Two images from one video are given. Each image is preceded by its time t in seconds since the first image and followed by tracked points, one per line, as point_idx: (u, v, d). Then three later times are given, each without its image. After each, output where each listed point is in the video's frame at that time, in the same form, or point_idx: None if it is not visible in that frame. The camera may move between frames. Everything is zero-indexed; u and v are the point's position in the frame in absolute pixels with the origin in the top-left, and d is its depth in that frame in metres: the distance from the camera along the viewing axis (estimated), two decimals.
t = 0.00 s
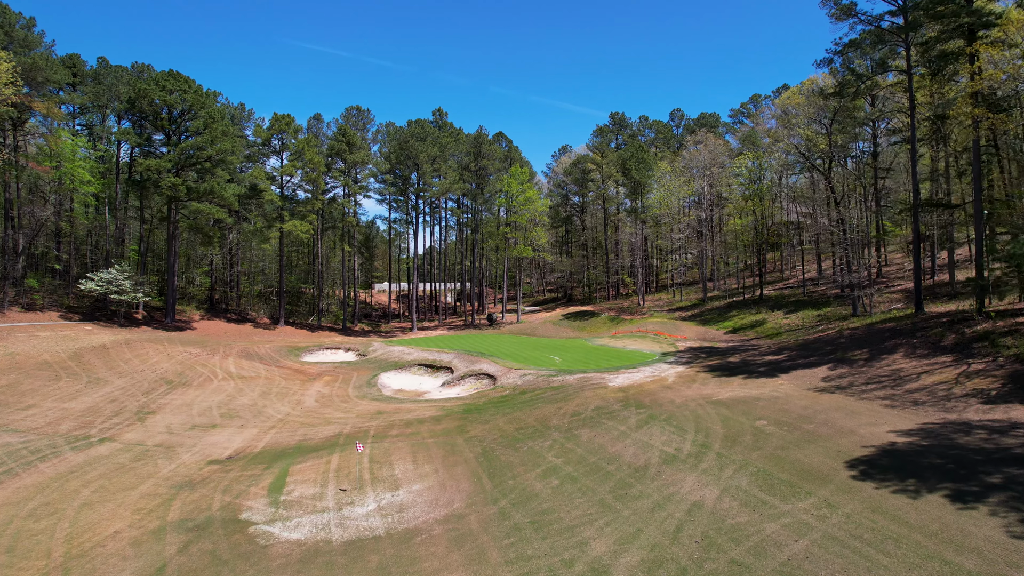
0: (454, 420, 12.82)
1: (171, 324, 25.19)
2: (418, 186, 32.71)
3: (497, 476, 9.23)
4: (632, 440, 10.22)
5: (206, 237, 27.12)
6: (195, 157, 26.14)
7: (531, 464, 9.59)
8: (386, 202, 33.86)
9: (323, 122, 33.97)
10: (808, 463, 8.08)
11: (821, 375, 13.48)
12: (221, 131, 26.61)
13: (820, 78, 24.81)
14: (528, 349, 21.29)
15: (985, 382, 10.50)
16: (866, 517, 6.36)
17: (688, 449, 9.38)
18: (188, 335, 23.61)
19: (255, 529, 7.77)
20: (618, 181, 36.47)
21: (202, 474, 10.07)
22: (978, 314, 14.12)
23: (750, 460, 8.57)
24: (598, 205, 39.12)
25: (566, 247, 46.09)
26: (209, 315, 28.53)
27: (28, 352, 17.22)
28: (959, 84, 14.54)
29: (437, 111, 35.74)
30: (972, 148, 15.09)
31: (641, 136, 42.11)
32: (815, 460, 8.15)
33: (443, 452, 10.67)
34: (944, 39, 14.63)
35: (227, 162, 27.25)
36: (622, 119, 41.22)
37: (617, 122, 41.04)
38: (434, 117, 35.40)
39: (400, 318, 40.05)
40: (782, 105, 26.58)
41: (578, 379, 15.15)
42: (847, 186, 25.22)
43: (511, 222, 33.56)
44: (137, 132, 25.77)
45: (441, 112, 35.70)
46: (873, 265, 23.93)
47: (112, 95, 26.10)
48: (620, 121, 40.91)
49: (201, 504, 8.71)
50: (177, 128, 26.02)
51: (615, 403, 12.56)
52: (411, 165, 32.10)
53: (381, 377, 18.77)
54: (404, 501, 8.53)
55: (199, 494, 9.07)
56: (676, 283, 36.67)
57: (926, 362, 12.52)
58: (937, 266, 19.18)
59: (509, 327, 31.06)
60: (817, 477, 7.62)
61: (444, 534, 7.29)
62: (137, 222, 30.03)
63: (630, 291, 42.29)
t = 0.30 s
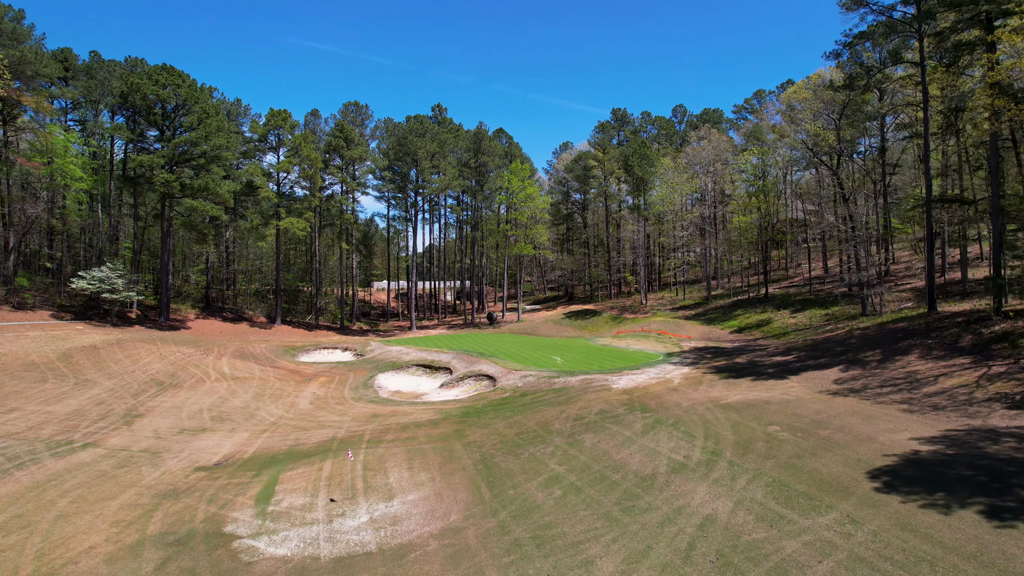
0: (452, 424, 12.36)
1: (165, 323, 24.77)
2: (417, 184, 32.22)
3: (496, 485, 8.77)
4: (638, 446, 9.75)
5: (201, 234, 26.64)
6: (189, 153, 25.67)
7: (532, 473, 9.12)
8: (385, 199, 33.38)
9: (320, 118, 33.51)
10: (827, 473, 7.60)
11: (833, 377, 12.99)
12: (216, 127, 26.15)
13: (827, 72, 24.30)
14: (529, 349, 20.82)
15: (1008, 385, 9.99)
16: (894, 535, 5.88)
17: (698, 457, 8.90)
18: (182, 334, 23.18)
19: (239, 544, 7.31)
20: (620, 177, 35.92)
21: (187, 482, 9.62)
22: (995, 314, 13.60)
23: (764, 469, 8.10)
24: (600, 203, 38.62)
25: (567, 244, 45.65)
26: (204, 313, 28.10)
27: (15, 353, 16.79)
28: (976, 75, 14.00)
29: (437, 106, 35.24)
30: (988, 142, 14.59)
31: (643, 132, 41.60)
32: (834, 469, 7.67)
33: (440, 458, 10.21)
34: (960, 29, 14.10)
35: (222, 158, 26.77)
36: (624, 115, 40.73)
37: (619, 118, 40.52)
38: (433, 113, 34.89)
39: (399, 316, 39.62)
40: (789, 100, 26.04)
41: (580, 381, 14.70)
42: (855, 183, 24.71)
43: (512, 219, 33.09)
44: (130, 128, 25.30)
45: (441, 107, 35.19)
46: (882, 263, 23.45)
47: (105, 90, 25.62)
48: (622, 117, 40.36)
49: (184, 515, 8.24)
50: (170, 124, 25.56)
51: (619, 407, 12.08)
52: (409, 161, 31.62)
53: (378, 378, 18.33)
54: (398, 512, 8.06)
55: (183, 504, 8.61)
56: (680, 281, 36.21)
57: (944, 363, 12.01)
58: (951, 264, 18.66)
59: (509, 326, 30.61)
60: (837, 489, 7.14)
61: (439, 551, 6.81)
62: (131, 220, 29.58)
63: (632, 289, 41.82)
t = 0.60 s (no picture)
0: (450, 428, 11.88)
1: (159, 322, 24.31)
2: (416, 180, 31.72)
3: (495, 495, 8.30)
4: (645, 454, 9.26)
5: (195, 232, 26.14)
6: (182, 149, 25.16)
7: (533, 482, 8.64)
8: (383, 196, 32.87)
9: (317, 114, 32.98)
10: (848, 484, 7.11)
11: (846, 380, 12.49)
12: (210, 122, 25.65)
13: (834, 65, 23.75)
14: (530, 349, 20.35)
15: None
16: (928, 557, 5.39)
17: (709, 467, 8.41)
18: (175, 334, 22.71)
19: (221, 561, 6.83)
20: (622, 174, 35.38)
21: (171, 491, 9.16)
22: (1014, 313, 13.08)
23: (780, 479, 7.62)
24: (601, 200, 38.11)
25: (568, 242, 45.19)
26: (200, 312, 27.63)
27: (2, 353, 16.34)
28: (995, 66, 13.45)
29: (437, 102, 34.70)
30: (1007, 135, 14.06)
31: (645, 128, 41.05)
32: (855, 480, 7.19)
33: (436, 466, 9.73)
34: (979, 18, 13.55)
35: (216, 154, 26.25)
36: (626, 111, 40.19)
37: (621, 113, 39.98)
38: (433, 108, 34.35)
39: (398, 315, 39.16)
40: (795, 94, 25.50)
41: (583, 383, 14.21)
42: (863, 179, 24.18)
43: (512, 217, 32.61)
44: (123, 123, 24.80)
45: (441, 103, 34.66)
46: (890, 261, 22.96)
47: (97, 84, 25.09)
48: (624, 113, 39.77)
49: (164, 527, 7.77)
50: (164, 120, 25.05)
51: (624, 410, 11.60)
52: (408, 157, 31.11)
53: (375, 379, 17.87)
54: (391, 526, 7.59)
55: (163, 515, 8.14)
56: (683, 279, 35.71)
57: (962, 365, 11.50)
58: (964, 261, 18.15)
59: (510, 325, 30.14)
60: (861, 503, 6.65)
61: (434, 570, 6.33)
62: (125, 217, 29.08)
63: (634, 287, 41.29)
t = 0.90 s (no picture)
0: (447, 433, 11.40)
1: (152, 322, 23.84)
2: (414, 177, 31.23)
3: (494, 507, 7.83)
4: (652, 462, 8.79)
5: (189, 229, 25.67)
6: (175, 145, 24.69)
7: (533, 493, 8.16)
8: (381, 194, 32.39)
9: (314, 109, 32.49)
10: (872, 498, 6.63)
11: (859, 383, 12.02)
12: (204, 117, 25.16)
13: (841, 59, 23.23)
14: (531, 349, 19.86)
15: None
16: None
17: (721, 478, 7.92)
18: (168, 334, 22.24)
19: None
20: (624, 171, 34.89)
21: (152, 501, 8.68)
22: None
23: (797, 491, 7.15)
24: (603, 197, 37.60)
25: (569, 240, 44.76)
26: (195, 311, 27.20)
27: None
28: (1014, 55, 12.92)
29: (436, 97, 34.18)
30: None
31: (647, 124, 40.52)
32: (878, 493, 6.72)
33: (432, 474, 9.27)
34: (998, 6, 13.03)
35: (210, 150, 25.73)
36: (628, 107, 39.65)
37: (623, 109, 39.46)
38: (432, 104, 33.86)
39: (397, 314, 38.70)
40: (801, 89, 24.99)
41: (585, 385, 13.74)
42: (871, 175, 23.66)
43: (512, 214, 32.16)
44: (115, 119, 24.33)
45: (440, 98, 34.15)
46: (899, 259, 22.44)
47: (88, 79, 24.59)
48: (626, 109, 39.23)
49: (141, 542, 7.29)
50: (156, 115, 24.56)
51: (628, 415, 11.13)
52: (406, 154, 30.61)
53: (372, 380, 17.43)
54: (384, 541, 7.13)
55: (142, 528, 7.68)
56: (685, 277, 35.21)
57: (982, 368, 11.01)
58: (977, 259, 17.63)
59: (510, 324, 29.65)
60: (887, 519, 6.17)
61: None
62: (118, 215, 28.58)
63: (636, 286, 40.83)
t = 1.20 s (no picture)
0: (444, 439, 10.95)
1: (145, 321, 23.38)
2: (413, 174, 30.72)
3: (492, 521, 7.37)
4: (659, 471, 8.32)
5: (182, 227, 25.18)
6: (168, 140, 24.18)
7: (534, 506, 7.69)
8: (380, 191, 31.90)
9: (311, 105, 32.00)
10: (898, 514, 6.16)
11: (873, 386, 11.54)
12: (198, 113, 24.67)
13: (849, 52, 22.70)
14: (531, 349, 19.39)
15: None
16: None
17: (734, 489, 7.46)
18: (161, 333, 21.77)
19: None
20: (626, 168, 34.39)
21: (132, 512, 8.23)
22: None
23: (816, 505, 6.67)
24: (604, 194, 37.09)
25: (570, 238, 44.33)
26: (190, 310, 26.74)
27: None
28: None
29: (435, 93, 33.68)
30: None
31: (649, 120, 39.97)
32: (905, 509, 6.25)
33: (428, 483, 8.81)
34: None
35: (205, 146, 25.23)
36: (630, 103, 39.12)
37: (625, 105, 38.93)
38: (431, 100, 33.34)
39: (396, 313, 38.25)
40: (808, 83, 24.46)
41: (588, 388, 13.26)
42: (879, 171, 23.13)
43: (512, 211, 31.64)
44: (107, 114, 23.83)
45: (439, 94, 33.65)
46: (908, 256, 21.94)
47: (79, 73, 24.08)
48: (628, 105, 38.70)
49: (116, 559, 6.83)
50: (149, 111, 24.06)
51: (634, 420, 10.66)
52: (405, 150, 30.08)
53: (368, 382, 16.97)
54: (374, 558, 6.67)
55: (118, 543, 7.23)
56: (688, 275, 34.73)
57: (1004, 371, 10.52)
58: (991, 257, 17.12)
59: (510, 323, 29.17)
60: (917, 538, 5.70)
61: None
62: (111, 212, 28.08)
63: (638, 284, 40.36)
